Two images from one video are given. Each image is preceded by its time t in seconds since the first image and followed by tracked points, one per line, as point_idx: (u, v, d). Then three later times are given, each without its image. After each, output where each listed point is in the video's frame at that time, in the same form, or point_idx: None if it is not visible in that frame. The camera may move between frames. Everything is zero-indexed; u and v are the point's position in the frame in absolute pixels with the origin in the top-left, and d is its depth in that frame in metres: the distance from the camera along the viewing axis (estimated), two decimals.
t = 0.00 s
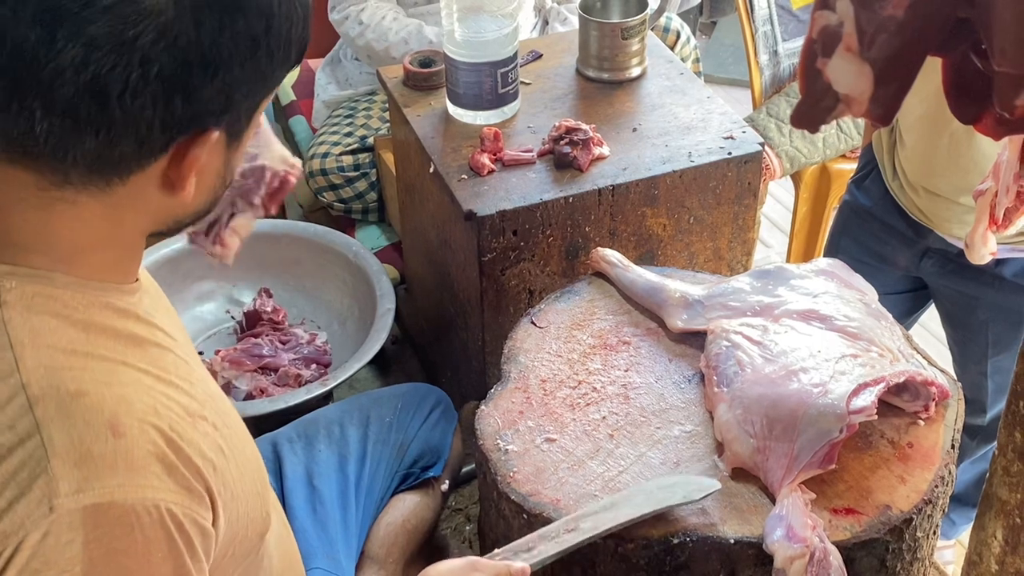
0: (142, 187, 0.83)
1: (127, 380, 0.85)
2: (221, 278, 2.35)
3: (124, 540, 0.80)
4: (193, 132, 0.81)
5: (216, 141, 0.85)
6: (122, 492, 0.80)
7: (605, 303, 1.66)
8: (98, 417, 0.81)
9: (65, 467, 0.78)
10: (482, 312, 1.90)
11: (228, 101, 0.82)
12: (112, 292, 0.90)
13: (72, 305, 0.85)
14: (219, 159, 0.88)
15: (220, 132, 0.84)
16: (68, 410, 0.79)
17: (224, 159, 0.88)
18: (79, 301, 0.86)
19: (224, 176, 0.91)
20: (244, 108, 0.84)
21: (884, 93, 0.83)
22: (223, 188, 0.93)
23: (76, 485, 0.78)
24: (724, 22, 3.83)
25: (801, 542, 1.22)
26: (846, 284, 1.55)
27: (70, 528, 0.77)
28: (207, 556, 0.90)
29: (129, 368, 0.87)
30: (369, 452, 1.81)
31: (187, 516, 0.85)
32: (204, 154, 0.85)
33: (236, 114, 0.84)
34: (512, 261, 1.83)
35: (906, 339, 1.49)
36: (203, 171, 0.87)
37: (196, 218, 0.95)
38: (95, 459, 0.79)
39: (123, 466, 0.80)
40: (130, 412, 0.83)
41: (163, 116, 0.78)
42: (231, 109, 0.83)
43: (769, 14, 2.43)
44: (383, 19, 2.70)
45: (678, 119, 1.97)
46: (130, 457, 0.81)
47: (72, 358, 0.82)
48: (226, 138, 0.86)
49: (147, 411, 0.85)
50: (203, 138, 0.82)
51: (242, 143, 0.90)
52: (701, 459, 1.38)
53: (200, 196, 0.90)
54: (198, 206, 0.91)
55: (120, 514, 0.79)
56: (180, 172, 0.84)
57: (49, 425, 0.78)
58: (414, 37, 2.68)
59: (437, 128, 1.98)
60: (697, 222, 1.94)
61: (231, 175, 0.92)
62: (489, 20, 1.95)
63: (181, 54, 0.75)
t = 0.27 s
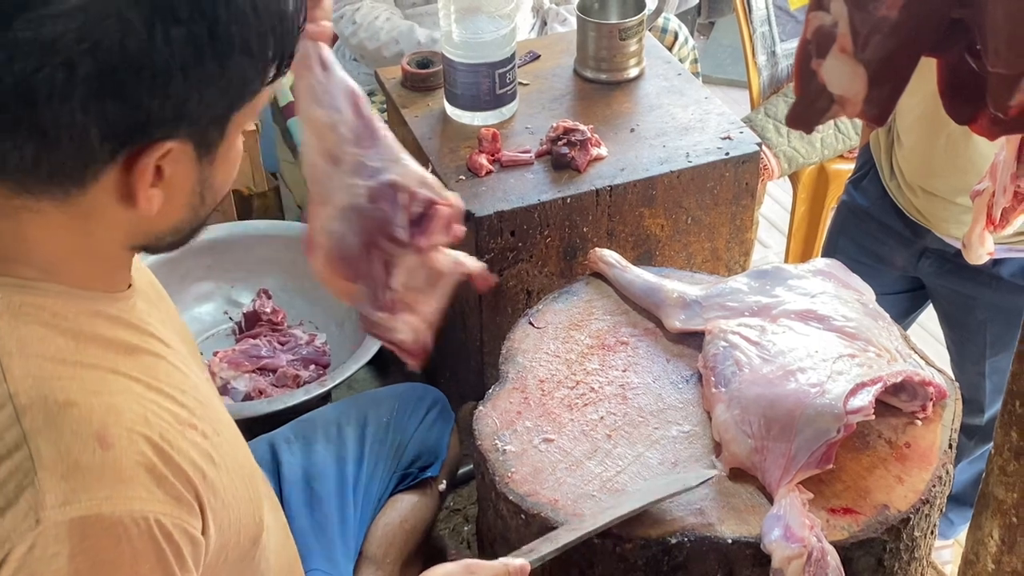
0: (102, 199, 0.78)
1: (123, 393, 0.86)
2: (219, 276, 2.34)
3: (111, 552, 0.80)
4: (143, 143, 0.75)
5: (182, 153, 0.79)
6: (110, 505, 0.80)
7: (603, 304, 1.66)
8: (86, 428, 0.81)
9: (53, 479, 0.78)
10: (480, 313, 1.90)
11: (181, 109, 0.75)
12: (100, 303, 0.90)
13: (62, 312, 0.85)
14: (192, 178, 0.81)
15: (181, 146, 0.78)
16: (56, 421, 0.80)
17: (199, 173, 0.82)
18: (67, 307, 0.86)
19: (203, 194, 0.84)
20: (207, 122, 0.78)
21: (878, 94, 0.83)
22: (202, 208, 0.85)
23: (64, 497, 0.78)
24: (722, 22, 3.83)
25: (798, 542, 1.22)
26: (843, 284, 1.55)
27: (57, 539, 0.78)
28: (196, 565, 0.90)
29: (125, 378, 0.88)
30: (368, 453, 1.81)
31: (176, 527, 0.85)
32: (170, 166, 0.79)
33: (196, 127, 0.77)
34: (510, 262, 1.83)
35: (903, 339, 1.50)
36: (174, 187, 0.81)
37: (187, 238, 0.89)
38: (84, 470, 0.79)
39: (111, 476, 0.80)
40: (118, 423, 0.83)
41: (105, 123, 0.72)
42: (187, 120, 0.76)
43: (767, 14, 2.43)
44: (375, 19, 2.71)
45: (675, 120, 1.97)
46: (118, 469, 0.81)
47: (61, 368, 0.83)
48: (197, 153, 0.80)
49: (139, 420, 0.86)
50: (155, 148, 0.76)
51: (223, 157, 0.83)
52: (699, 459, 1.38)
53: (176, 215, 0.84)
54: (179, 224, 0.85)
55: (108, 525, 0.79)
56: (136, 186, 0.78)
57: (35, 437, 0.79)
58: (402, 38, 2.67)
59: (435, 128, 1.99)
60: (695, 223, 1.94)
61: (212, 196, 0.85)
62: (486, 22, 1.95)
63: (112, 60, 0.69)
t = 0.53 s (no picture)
0: (65, 180, 0.87)
1: (99, 398, 0.94)
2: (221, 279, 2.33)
3: (75, 552, 0.87)
4: (94, 120, 0.83)
5: (144, 136, 0.86)
6: (72, 505, 0.87)
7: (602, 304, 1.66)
8: (53, 428, 0.89)
9: (16, 479, 0.85)
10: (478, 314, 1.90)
11: (132, 86, 0.82)
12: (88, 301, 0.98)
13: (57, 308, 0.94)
14: (161, 164, 0.89)
15: (139, 129, 0.86)
16: (23, 421, 0.88)
17: (169, 164, 0.89)
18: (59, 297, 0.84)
19: (178, 189, 0.91)
20: (164, 99, 0.85)
21: (873, 94, 0.83)
22: (180, 204, 0.93)
23: (26, 499, 0.85)
24: (720, 22, 3.83)
25: (796, 541, 1.22)
26: (841, 284, 1.56)
27: (19, 539, 0.84)
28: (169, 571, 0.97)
29: (105, 381, 0.96)
30: (371, 456, 1.81)
31: (140, 529, 0.92)
32: (136, 152, 0.87)
33: (151, 105, 0.84)
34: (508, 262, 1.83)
35: (901, 339, 1.50)
36: (142, 176, 0.88)
37: (166, 239, 0.95)
38: (46, 468, 0.87)
39: (76, 475, 0.88)
40: (88, 425, 0.91)
41: (69, 111, 0.82)
42: (139, 98, 0.83)
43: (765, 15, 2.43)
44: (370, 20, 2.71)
45: (673, 120, 1.98)
46: (83, 469, 0.89)
47: (38, 368, 0.91)
48: (164, 138, 0.88)
49: (105, 423, 0.93)
50: (109, 127, 0.84)
51: (194, 148, 0.90)
52: (697, 459, 1.38)
53: (153, 209, 0.92)
54: (155, 220, 0.93)
55: (71, 525, 0.87)
56: (94, 172, 0.86)
57: (1, 437, 0.87)
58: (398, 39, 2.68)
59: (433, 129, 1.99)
60: (693, 223, 1.94)
61: (187, 192, 0.92)
62: (484, 22, 1.97)
63: (56, 30, 0.78)
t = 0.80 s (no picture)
0: (64, 154, 0.91)
1: (94, 367, 0.97)
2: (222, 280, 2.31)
3: (94, 513, 0.90)
4: (94, 85, 0.88)
5: (143, 108, 0.92)
6: (82, 469, 0.89)
7: (600, 305, 1.66)
8: (57, 396, 0.92)
9: (23, 447, 0.89)
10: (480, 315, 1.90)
11: (130, 54, 0.88)
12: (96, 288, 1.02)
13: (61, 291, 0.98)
14: (159, 138, 0.94)
15: (137, 99, 0.91)
16: (26, 390, 0.91)
17: (168, 140, 0.95)
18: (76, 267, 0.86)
19: (178, 164, 0.97)
20: (163, 69, 0.90)
21: (873, 93, 0.83)
22: (180, 181, 0.98)
23: (36, 464, 0.88)
24: (719, 23, 3.82)
25: (795, 540, 1.22)
26: (840, 283, 1.56)
27: (34, 505, 0.87)
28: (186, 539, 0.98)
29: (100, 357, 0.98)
30: (372, 458, 1.81)
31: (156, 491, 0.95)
32: (135, 126, 0.92)
33: (151, 72, 0.90)
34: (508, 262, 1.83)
35: (900, 338, 1.50)
36: (141, 151, 0.94)
37: (167, 220, 1.01)
38: (53, 436, 0.90)
39: (85, 440, 0.91)
40: (91, 395, 0.94)
41: (68, 80, 0.87)
42: (137, 66, 0.89)
43: (764, 15, 2.44)
44: (379, 22, 2.72)
45: (672, 120, 1.98)
46: (90, 435, 0.92)
47: (46, 345, 0.94)
48: (163, 113, 0.93)
49: (105, 393, 0.96)
50: (106, 95, 0.89)
51: (195, 126, 0.96)
52: (696, 459, 1.39)
53: (153, 188, 0.97)
54: (155, 199, 0.98)
55: (85, 487, 0.89)
56: (95, 145, 0.90)
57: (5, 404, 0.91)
58: (408, 40, 2.68)
59: (432, 129, 1.99)
60: (692, 223, 1.94)
61: (187, 168, 0.98)
62: (484, 22, 1.98)
63: None
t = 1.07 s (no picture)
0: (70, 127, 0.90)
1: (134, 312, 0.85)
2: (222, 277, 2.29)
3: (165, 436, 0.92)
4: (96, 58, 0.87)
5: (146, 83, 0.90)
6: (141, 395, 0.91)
7: (600, 305, 1.66)
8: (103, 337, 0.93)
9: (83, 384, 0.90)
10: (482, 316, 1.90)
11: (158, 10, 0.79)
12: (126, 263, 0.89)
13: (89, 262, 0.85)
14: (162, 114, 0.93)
15: (159, 67, 0.78)
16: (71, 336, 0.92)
17: (189, 114, 0.82)
18: (88, 253, 0.85)
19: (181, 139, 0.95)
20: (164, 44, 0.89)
21: (872, 93, 0.83)
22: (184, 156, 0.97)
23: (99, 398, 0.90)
24: (717, 23, 3.82)
25: (794, 540, 1.22)
26: (839, 284, 1.56)
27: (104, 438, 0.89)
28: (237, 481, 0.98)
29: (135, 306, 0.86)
30: (371, 456, 1.81)
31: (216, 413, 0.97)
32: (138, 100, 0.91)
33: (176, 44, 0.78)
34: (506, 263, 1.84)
35: (899, 338, 1.50)
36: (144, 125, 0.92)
37: (186, 197, 0.88)
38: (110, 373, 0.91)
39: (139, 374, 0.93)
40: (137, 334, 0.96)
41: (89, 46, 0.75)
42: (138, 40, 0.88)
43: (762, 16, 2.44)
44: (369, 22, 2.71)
45: (671, 120, 1.98)
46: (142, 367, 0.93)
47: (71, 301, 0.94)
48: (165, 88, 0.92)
49: (157, 322, 0.86)
50: (128, 66, 0.77)
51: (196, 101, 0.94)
52: (695, 460, 1.39)
53: (170, 162, 0.84)
54: (174, 173, 0.85)
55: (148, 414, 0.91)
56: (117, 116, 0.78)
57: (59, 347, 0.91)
58: (395, 41, 2.68)
59: (431, 129, 1.99)
60: (691, 223, 1.94)
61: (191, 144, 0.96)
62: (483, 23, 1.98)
63: None
